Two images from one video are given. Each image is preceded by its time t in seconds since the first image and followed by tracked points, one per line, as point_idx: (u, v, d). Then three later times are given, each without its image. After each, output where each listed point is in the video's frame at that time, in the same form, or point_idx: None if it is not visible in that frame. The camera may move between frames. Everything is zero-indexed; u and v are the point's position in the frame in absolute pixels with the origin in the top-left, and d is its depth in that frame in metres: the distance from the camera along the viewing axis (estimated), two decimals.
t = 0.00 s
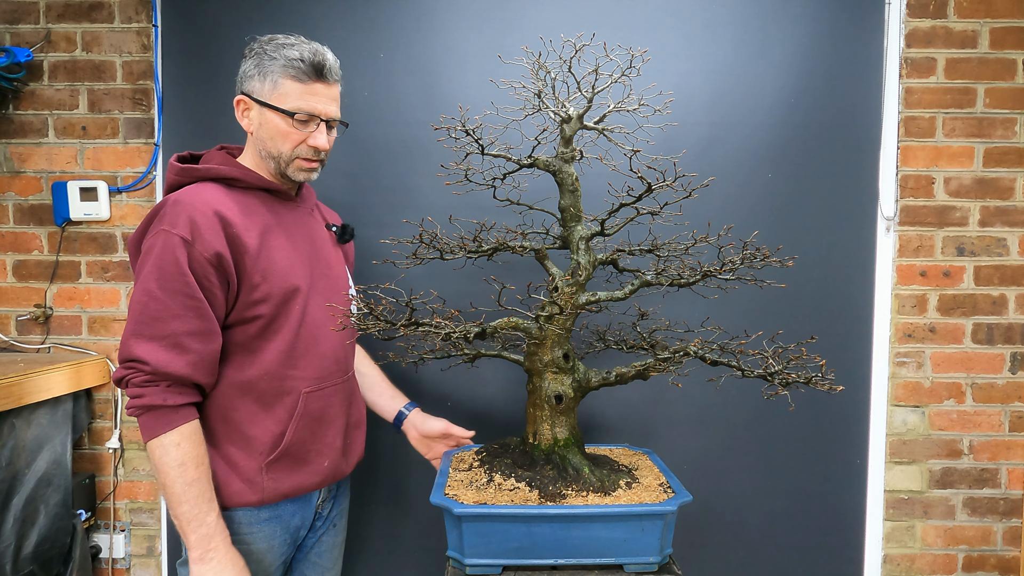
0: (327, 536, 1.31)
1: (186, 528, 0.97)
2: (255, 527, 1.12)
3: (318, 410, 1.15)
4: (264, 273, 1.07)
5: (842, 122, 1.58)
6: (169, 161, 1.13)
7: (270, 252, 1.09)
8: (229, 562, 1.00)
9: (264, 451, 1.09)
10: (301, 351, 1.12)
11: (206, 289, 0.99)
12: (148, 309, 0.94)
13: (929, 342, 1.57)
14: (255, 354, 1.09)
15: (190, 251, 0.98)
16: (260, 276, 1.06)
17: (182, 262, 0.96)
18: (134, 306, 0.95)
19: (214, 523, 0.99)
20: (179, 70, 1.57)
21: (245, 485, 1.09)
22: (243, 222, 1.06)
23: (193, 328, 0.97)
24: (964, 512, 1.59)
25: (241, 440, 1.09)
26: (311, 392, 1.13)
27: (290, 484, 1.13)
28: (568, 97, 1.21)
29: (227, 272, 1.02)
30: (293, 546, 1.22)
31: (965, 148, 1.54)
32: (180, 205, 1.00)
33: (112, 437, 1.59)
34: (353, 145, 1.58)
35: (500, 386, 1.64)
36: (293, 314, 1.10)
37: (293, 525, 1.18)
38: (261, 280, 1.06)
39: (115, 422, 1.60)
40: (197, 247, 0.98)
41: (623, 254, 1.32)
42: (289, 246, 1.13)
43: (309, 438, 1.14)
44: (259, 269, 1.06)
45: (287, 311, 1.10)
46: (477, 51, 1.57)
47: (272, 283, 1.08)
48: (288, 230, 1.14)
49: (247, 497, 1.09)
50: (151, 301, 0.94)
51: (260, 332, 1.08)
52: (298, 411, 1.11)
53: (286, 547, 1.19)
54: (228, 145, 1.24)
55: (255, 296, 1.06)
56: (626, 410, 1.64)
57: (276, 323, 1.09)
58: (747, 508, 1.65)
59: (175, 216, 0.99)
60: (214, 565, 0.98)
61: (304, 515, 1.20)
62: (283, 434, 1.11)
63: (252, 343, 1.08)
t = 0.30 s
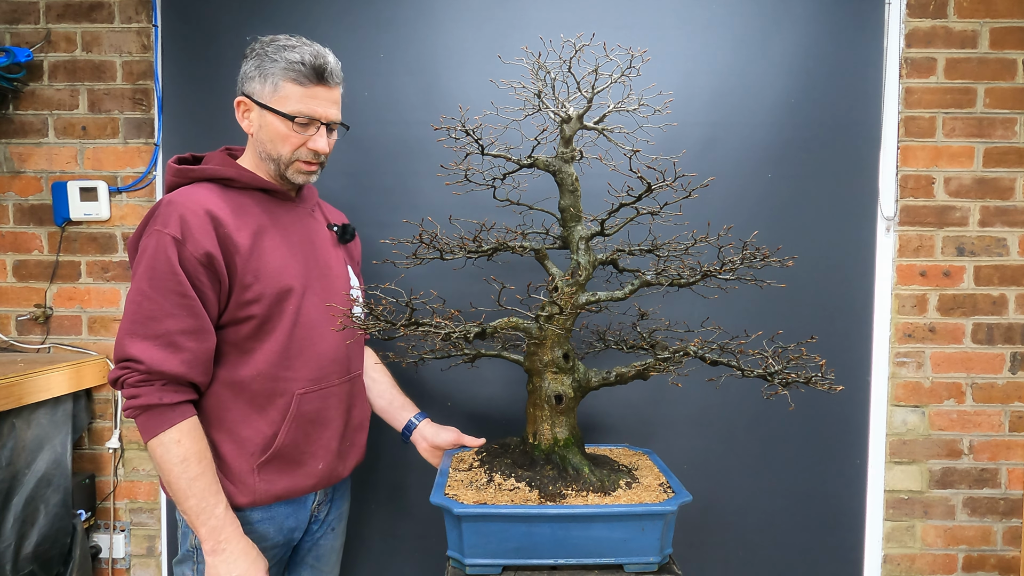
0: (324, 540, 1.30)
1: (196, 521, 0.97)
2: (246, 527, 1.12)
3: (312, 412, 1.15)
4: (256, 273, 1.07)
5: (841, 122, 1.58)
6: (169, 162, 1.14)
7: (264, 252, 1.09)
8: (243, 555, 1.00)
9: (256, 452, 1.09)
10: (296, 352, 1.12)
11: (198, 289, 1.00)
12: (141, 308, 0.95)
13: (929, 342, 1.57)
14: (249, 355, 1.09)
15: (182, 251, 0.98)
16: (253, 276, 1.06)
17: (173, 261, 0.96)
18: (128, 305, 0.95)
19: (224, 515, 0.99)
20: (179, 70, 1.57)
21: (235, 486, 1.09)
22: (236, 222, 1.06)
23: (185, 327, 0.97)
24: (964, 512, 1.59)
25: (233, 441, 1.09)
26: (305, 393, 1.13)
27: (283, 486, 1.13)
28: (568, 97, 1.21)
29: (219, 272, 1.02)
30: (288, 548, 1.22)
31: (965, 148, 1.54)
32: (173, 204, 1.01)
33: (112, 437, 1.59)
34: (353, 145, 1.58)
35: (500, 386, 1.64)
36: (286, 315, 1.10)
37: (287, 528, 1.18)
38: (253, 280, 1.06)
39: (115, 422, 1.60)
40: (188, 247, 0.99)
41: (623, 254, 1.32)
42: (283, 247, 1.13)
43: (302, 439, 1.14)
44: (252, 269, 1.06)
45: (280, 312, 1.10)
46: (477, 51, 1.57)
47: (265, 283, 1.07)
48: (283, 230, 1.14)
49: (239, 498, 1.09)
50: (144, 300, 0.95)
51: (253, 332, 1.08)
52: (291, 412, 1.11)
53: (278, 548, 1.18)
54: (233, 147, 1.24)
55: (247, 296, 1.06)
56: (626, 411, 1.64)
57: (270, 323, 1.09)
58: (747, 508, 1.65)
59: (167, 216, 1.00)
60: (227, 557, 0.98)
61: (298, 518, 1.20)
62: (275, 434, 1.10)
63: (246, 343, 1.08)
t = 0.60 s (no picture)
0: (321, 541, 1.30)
1: (257, 500, 0.92)
2: (244, 528, 1.12)
3: (311, 412, 1.15)
4: (257, 274, 1.07)
5: (841, 122, 1.58)
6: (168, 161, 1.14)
7: (264, 253, 1.09)
8: (308, 516, 0.92)
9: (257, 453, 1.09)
10: (297, 353, 1.12)
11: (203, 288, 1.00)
12: (152, 307, 0.94)
13: (929, 343, 1.57)
14: (249, 355, 1.09)
15: (185, 249, 0.98)
16: (254, 276, 1.06)
17: (179, 260, 0.96)
18: (137, 304, 0.95)
19: (279, 485, 0.93)
20: (179, 70, 1.57)
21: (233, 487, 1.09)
22: (235, 222, 1.06)
23: (199, 323, 0.96)
24: (964, 512, 1.59)
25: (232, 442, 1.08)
26: (305, 394, 1.13)
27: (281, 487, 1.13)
28: (567, 97, 1.21)
29: (222, 271, 1.02)
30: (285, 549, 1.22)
31: (965, 148, 1.54)
32: (173, 204, 1.01)
33: (112, 437, 1.59)
34: (353, 145, 1.58)
35: (500, 386, 1.64)
36: (286, 315, 1.10)
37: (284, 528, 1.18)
38: (253, 280, 1.06)
39: (116, 422, 1.60)
40: (191, 245, 0.99)
41: (624, 254, 1.32)
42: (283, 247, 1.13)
43: (301, 440, 1.14)
44: (251, 269, 1.06)
45: (281, 312, 1.10)
46: (477, 51, 1.57)
47: (266, 283, 1.08)
48: (282, 230, 1.14)
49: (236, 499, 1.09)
50: (155, 299, 0.95)
51: (254, 332, 1.08)
52: (290, 413, 1.11)
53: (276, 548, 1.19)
54: (231, 145, 1.24)
55: (248, 295, 1.06)
56: (627, 410, 1.64)
57: (271, 324, 1.09)
58: (747, 508, 1.65)
59: (168, 215, 1.00)
60: (297, 527, 0.92)
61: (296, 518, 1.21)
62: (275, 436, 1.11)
63: (248, 344, 1.08)
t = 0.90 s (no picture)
0: (324, 539, 1.31)
1: (337, 472, 0.96)
2: (249, 528, 1.12)
3: (315, 411, 1.16)
4: (264, 272, 1.08)
5: (841, 121, 1.58)
6: (166, 161, 1.13)
7: (270, 252, 1.10)
8: (387, 477, 0.98)
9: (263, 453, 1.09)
10: (304, 350, 1.13)
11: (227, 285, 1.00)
12: (188, 306, 0.94)
13: (929, 343, 1.57)
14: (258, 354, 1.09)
15: (203, 248, 0.98)
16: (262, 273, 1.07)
17: (202, 258, 0.96)
18: (172, 306, 0.94)
19: (352, 455, 0.97)
20: (178, 71, 1.57)
21: (241, 487, 1.09)
22: (242, 222, 1.07)
23: (236, 316, 0.97)
24: (964, 512, 1.59)
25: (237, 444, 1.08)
26: (309, 391, 1.14)
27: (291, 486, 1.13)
28: (568, 97, 1.21)
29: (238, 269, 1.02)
30: (289, 548, 1.22)
31: (965, 148, 1.54)
32: (181, 204, 1.01)
33: (112, 436, 1.59)
34: (353, 145, 1.58)
35: (500, 386, 1.64)
36: (295, 313, 1.11)
37: (289, 527, 1.18)
38: (261, 278, 1.07)
39: (116, 422, 1.60)
40: (209, 243, 0.99)
41: (623, 254, 1.32)
42: (287, 247, 1.14)
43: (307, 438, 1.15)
44: (260, 268, 1.07)
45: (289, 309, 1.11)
46: (478, 52, 1.57)
47: (274, 280, 1.09)
48: (287, 229, 1.15)
49: (243, 500, 1.09)
50: (189, 297, 0.94)
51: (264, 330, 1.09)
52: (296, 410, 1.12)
53: (281, 548, 1.19)
54: (227, 144, 1.25)
55: (257, 295, 1.07)
56: (627, 410, 1.64)
57: (280, 321, 1.10)
58: (747, 507, 1.65)
59: (178, 216, 1.00)
60: (381, 490, 0.97)
61: (300, 518, 1.21)
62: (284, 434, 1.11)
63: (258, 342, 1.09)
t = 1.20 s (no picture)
0: (328, 537, 1.31)
1: (334, 468, 0.97)
2: (257, 526, 1.12)
3: (319, 411, 1.15)
4: (270, 273, 1.07)
5: (841, 121, 1.58)
6: (169, 159, 1.13)
7: (274, 252, 1.09)
8: (382, 472, 0.98)
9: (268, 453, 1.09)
10: (308, 350, 1.13)
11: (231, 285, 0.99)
12: (188, 307, 0.94)
13: (929, 343, 1.57)
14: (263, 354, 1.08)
15: (207, 248, 0.98)
16: (268, 274, 1.07)
17: (204, 259, 0.96)
18: (174, 306, 0.94)
19: (349, 451, 0.98)
20: (178, 71, 1.57)
21: (249, 487, 1.09)
22: (247, 221, 1.06)
23: (236, 318, 0.96)
24: (964, 512, 1.59)
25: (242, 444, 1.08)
26: (315, 392, 1.14)
27: (297, 484, 1.14)
28: (567, 97, 1.21)
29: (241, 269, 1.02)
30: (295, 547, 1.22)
31: (965, 148, 1.54)
32: (187, 203, 1.01)
33: (112, 436, 1.59)
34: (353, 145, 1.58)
35: (500, 386, 1.64)
36: (299, 313, 1.10)
37: (295, 526, 1.19)
38: (266, 279, 1.06)
39: (116, 422, 1.60)
40: (212, 243, 0.99)
41: (623, 254, 1.32)
42: (291, 247, 1.13)
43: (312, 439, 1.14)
44: (265, 268, 1.07)
45: (294, 309, 1.10)
46: (478, 52, 1.57)
47: (279, 281, 1.08)
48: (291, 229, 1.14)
49: (252, 499, 1.09)
50: (189, 298, 0.94)
51: (268, 330, 1.08)
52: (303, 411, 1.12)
53: (288, 547, 1.19)
54: (227, 144, 1.24)
55: (261, 295, 1.06)
56: (627, 410, 1.64)
57: (285, 321, 1.10)
58: (747, 507, 1.65)
59: (183, 214, 0.99)
60: (377, 485, 0.97)
61: (306, 516, 1.21)
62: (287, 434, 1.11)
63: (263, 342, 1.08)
